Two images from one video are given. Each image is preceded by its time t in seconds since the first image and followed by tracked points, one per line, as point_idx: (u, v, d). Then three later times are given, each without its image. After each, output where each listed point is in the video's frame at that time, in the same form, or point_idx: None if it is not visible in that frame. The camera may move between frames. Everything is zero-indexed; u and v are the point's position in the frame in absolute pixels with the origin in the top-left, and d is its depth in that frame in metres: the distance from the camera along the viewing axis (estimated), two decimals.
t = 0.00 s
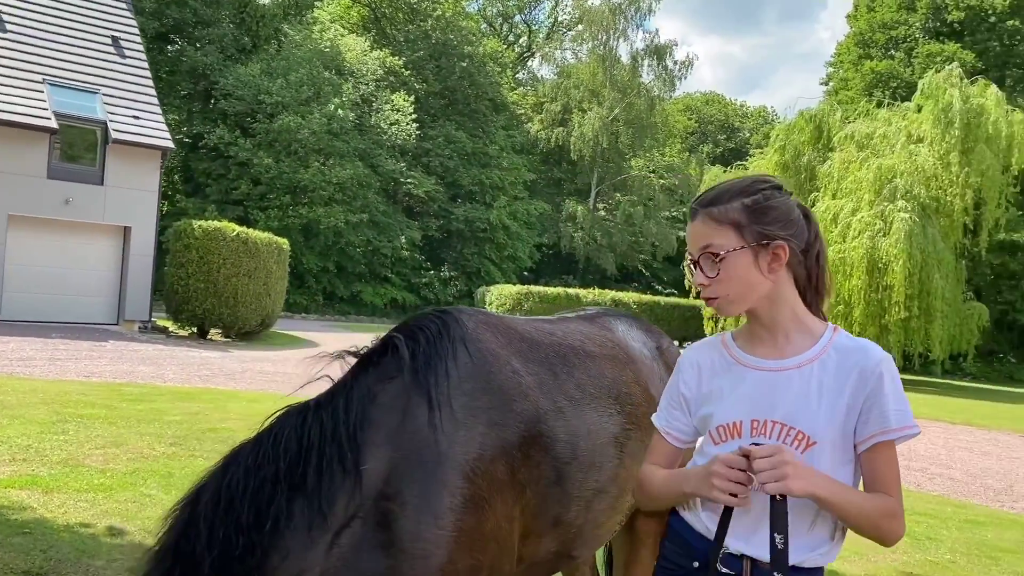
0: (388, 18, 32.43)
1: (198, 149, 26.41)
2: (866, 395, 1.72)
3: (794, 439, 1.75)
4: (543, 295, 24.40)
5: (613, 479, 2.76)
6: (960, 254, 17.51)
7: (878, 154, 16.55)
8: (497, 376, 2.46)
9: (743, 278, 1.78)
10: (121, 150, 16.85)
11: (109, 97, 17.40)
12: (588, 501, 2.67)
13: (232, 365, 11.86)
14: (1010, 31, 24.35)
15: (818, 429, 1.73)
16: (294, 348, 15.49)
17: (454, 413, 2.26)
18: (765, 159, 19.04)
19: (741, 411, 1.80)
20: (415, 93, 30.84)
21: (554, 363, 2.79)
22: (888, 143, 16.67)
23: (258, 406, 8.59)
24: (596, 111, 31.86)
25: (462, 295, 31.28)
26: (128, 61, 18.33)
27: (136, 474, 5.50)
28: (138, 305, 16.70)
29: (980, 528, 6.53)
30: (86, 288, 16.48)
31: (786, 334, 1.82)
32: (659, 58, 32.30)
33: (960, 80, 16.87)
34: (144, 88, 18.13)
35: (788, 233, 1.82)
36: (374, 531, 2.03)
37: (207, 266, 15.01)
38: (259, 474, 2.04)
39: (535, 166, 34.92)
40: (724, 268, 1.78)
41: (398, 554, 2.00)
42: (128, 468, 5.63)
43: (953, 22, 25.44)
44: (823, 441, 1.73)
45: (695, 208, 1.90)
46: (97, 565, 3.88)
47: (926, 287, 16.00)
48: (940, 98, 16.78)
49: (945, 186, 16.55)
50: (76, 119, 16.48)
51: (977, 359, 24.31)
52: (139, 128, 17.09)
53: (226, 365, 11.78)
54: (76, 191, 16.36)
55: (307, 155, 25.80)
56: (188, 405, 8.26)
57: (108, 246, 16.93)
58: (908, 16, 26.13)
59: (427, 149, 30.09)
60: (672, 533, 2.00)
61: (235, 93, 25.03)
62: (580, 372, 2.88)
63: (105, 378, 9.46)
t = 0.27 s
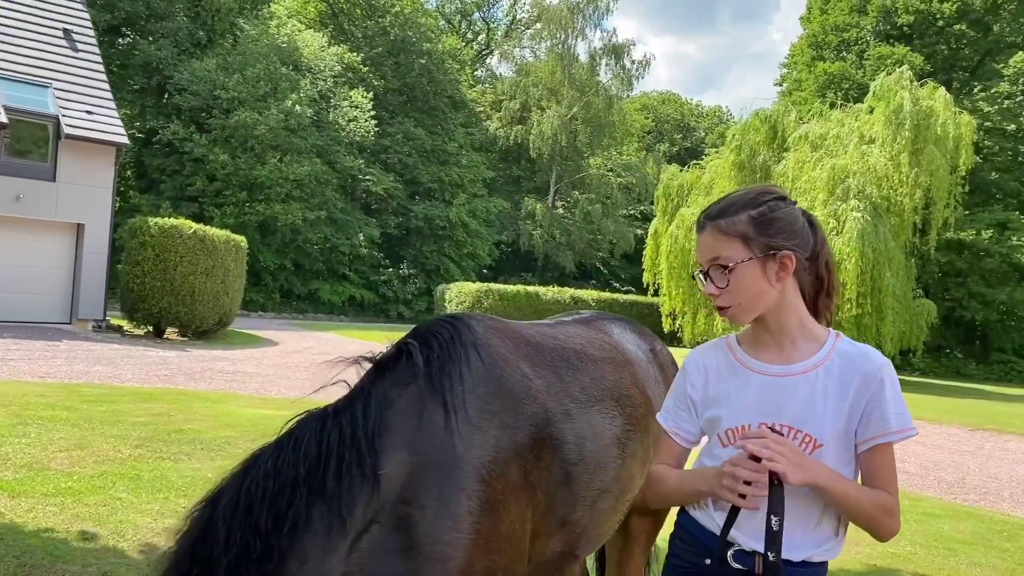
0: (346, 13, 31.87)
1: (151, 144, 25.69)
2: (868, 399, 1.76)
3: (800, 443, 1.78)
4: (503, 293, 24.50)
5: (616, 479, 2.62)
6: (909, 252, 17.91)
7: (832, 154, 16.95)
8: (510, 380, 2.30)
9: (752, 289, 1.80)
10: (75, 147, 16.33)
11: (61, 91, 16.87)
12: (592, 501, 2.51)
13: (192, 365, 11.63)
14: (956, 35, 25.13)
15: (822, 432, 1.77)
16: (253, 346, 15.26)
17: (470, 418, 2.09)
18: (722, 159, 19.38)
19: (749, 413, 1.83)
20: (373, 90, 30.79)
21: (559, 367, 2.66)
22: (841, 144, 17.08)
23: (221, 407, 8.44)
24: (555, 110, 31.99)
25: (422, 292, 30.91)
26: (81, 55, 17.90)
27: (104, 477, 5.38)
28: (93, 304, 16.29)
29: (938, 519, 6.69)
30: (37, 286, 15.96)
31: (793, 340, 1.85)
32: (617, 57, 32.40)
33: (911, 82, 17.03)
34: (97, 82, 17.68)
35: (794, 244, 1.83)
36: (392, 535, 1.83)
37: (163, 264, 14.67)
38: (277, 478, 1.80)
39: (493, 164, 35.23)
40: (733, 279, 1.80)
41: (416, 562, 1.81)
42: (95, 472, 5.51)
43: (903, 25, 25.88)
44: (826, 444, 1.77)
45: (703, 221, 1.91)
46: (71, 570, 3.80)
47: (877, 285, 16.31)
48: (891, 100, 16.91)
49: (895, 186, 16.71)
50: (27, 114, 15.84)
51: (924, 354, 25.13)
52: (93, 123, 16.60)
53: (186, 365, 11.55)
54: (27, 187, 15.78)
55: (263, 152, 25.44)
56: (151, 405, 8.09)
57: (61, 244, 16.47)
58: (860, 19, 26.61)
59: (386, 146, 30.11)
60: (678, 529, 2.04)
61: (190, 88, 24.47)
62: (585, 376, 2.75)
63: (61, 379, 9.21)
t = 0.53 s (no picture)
0: (306, 8, 31.66)
1: (107, 140, 25.10)
2: (858, 397, 1.86)
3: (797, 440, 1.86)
4: (466, 291, 24.48)
5: (615, 477, 2.57)
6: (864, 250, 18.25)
7: (789, 154, 17.39)
8: (520, 384, 2.26)
9: (750, 294, 1.87)
10: (30, 142, 15.84)
11: (15, 84, 16.34)
12: (594, 499, 2.47)
13: (153, 364, 11.41)
14: (909, 38, 25.85)
15: (815, 429, 1.86)
16: (214, 345, 15.00)
17: (482, 421, 2.04)
18: (682, 158, 19.67)
19: (746, 412, 1.91)
20: (334, 86, 30.57)
21: (563, 368, 2.63)
22: (798, 144, 17.50)
23: (187, 407, 8.33)
24: (517, 108, 32.05)
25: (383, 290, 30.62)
26: (35, 48, 17.38)
27: (74, 479, 5.28)
28: (48, 303, 15.83)
29: (897, 511, 6.91)
30: None
31: (786, 343, 1.93)
32: (578, 56, 32.43)
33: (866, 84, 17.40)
34: (51, 75, 17.23)
35: (787, 250, 1.90)
36: (406, 535, 1.79)
37: (121, 262, 14.33)
38: (297, 479, 1.75)
39: (456, 161, 35.21)
40: (731, 285, 1.87)
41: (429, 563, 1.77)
42: (64, 474, 5.40)
43: (858, 28, 26.53)
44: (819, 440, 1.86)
45: (699, 230, 1.97)
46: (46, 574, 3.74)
47: (834, 283, 16.69)
48: (848, 101, 17.28)
49: (851, 185, 17.02)
50: None
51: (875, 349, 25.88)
52: (49, 118, 16.19)
53: (147, 364, 11.33)
54: None
55: (222, 148, 25.01)
56: (115, 406, 7.93)
57: (15, 241, 15.87)
58: (816, 21, 27.24)
59: (347, 143, 29.89)
60: (675, 524, 2.10)
61: (147, 83, 23.93)
62: (587, 378, 2.71)
63: (19, 380, 8.97)
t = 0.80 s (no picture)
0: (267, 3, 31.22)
1: (63, 136, 24.48)
2: (825, 402, 1.95)
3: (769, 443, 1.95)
4: (430, 289, 24.42)
5: (596, 479, 2.65)
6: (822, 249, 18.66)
7: (749, 155, 17.74)
8: (507, 394, 2.32)
9: (727, 304, 1.95)
10: None
11: None
12: (576, 501, 2.53)
13: (114, 365, 11.19)
14: (866, 40, 26.50)
15: (785, 431, 1.95)
16: (176, 345, 14.74)
17: (474, 430, 2.10)
18: (646, 157, 19.92)
19: (720, 419, 1.99)
20: (297, 82, 30.19)
21: (546, 375, 2.70)
22: (758, 145, 17.85)
23: (151, 408, 8.22)
24: (481, 106, 31.95)
25: (347, 288, 30.44)
26: None
27: (41, 484, 5.19)
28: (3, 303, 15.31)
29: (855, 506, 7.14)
30: None
31: (757, 352, 2.01)
32: (542, 55, 32.58)
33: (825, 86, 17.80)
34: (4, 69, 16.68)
35: (759, 264, 1.98)
36: (408, 540, 1.81)
37: (79, 261, 13.95)
38: (297, 493, 1.76)
39: (420, 159, 35.03)
40: (708, 296, 1.94)
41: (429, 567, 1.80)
42: (31, 478, 5.31)
43: (817, 29, 27.07)
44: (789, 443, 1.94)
45: (676, 242, 2.04)
46: None
47: (794, 282, 17.06)
48: (807, 102, 17.64)
49: (810, 186, 17.37)
50: None
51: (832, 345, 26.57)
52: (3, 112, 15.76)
53: (108, 365, 11.10)
54: None
55: (182, 145, 24.58)
56: (78, 408, 7.78)
57: None
58: (776, 23, 27.75)
59: (310, 140, 29.58)
60: (653, 525, 2.16)
61: (105, 78, 23.29)
62: (568, 386, 2.78)
63: None
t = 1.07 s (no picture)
0: None
1: (21, 130, 23.89)
2: (785, 396, 2.01)
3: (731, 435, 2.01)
4: (397, 286, 24.33)
5: (572, 473, 2.70)
6: (785, 247, 19.03)
7: (714, 154, 18.01)
8: (491, 390, 2.40)
9: (701, 303, 2.00)
10: None
11: None
12: (555, 494, 2.59)
13: (76, 363, 11.00)
14: (827, 42, 27.04)
15: (746, 425, 2.01)
16: (139, 343, 14.52)
17: (459, 425, 2.17)
18: (613, 156, 20.11)
19: (686, 412, 2.04)
20: (261, 78, 29.81)
21: (529, 374, 2.78)
22: (722, 144, 18.12)
23: (117, 407, 8.14)
24: (448, 103, 31.84)
25: (312, 285, 30.19)
26: None
27: (10, 483, 5.16)
28: None
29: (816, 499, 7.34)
30: None
31: (724, 349, 2.07)
32: (509, 52, 32.69)
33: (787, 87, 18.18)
34: None
35: (732, 266, 2.04)
36: (394, 529, 1.87)
37: (40, 259, 13.48)
38: (294, 481, 1.85)
39: (386, 156, 34.90)
40: (683, 294, 1.99)
41: (413, 554, 1.85)
42: None
43: (780, 30, 27.51)
44: (752, 435, 2.00)
45: (655, 242, 2.08)
46: None
47: (757, 279, 17.39)
48: (770, 102, 18.02)
49: (773, 185, 17.73)
50: None
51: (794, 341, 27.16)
52: None
53: (70, 363, 10.91)
54: None
55: (145, 141, 24.17)
56: (42, 407, 7.67)
57: None
58: (741, 23, 28.09)
59: (275, 135, 29.27)
60: (625, 513, 2.21)
61: (65, 72, 22.72)
62: (548, 382, 2.85)
63: None
